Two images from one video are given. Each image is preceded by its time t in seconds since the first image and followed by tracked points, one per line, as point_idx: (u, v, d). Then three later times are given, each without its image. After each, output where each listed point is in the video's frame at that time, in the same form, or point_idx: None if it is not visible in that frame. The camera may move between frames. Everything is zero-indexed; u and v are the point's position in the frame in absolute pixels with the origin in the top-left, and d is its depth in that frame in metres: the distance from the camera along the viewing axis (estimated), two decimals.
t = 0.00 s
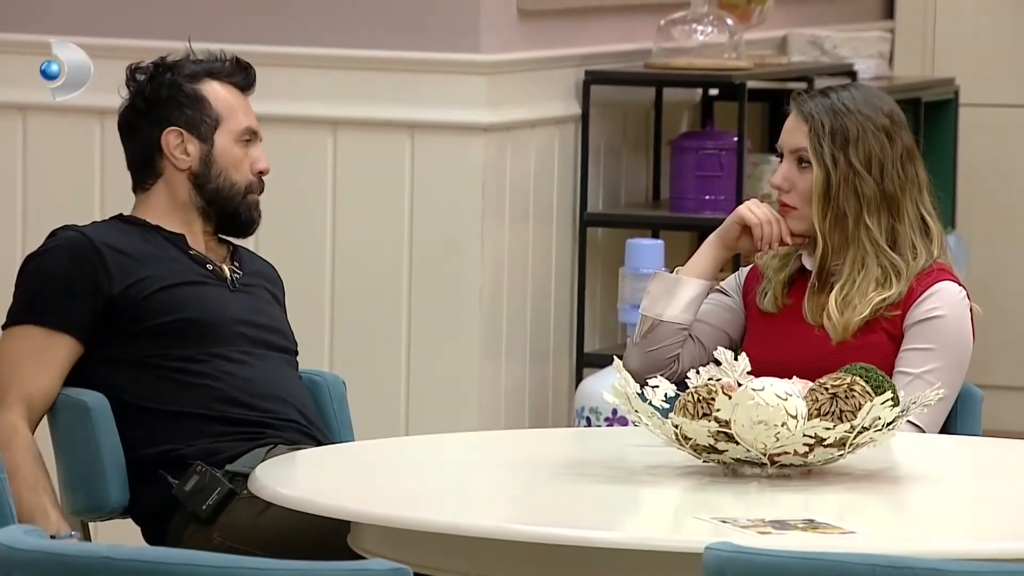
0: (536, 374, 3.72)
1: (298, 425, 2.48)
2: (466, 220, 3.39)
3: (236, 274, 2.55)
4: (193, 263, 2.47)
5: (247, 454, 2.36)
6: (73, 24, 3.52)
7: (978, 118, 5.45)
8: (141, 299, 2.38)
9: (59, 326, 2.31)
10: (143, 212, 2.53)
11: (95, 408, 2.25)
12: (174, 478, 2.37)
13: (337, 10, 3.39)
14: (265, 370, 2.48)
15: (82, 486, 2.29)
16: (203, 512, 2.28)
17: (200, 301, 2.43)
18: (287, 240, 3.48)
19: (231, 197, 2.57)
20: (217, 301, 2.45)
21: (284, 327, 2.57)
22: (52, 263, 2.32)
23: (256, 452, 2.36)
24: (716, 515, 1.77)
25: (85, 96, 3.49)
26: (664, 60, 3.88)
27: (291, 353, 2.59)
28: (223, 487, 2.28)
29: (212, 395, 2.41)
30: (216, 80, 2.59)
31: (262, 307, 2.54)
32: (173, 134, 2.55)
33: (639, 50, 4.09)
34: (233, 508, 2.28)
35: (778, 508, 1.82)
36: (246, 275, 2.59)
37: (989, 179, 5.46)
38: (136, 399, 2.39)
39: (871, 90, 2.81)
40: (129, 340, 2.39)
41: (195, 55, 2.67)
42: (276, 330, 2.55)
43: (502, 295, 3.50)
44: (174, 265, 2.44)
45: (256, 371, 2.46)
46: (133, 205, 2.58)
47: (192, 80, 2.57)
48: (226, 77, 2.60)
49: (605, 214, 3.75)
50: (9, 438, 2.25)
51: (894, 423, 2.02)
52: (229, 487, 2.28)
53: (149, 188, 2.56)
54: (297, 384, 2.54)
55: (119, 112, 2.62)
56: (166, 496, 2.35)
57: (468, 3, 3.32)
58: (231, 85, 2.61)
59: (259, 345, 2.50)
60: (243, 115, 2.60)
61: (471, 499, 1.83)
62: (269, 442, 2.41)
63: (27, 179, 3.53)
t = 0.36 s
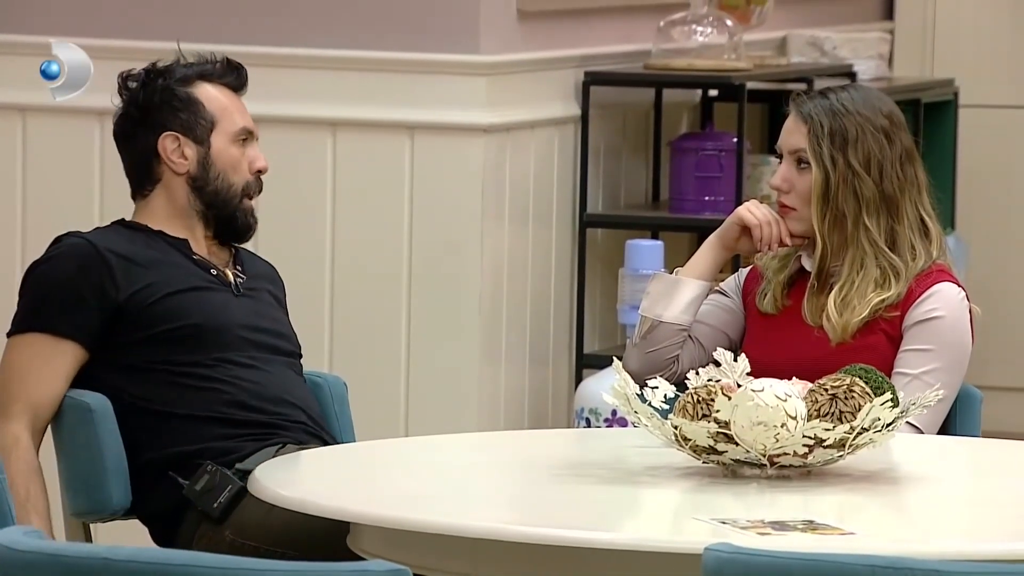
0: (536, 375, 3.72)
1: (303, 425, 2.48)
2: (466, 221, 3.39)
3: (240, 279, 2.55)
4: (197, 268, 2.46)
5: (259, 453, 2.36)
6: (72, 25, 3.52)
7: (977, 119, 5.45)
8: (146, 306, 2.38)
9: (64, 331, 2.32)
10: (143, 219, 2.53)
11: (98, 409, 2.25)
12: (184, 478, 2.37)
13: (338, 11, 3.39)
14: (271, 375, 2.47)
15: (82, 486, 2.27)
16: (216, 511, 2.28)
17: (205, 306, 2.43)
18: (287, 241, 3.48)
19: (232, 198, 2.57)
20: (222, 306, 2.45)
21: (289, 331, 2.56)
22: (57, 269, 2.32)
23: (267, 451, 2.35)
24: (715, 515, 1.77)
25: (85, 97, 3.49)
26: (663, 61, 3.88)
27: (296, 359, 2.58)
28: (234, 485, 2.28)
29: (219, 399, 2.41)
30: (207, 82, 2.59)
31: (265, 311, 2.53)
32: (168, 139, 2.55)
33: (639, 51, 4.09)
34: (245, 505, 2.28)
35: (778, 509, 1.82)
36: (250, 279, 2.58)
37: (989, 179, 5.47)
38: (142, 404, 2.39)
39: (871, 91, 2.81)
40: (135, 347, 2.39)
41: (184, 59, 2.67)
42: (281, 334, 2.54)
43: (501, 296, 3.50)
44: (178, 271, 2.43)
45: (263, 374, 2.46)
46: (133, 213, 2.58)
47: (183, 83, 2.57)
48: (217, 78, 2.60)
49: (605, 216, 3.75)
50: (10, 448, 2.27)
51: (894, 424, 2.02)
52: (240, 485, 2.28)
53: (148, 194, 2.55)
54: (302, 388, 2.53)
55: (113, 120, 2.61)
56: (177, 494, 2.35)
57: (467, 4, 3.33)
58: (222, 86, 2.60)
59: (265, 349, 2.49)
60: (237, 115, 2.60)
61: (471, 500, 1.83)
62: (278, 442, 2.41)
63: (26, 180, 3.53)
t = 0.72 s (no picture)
0: (536, 376, 3.72)
1: (303, 435, 2.47)
2: (466, 222, 3.39)
3: (243, 280, 2.55)
4: (200, 268, 2.46)
5: (245, 467, 2.36)
6: (72, 24, 3.52)
7: (977, 119, 5.45)
8: (148, 307, 2.38)
9: (67, 332, 2.31)
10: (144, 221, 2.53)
11: (98, 410, 2.25)
12: (170, 495, 2.37)
13: (338, 11, 3.39)
14: (273, 377, 2.47)
15: (82, 486, 2.27)
16: (200, 527, 2.28)
17: (207, 308, 2.43)
18: (287, 241, 3.48)
19: (229, 203, 2.56)
20: (224, 309, 2.45)
21: (290, 334, 2.56)
22: (62, 268, 2.32)
23: (253, 465, 2.35)
24: (714, 516, 1.77)
25: (85, 97, 3.48)
26: (663, 62, 3.88)
27: (297, 363, 2.57)
28: (217, 501, 2.28)
29: (214, 405, 2.41)
30: (204, 83, 2.56)
31: (267, 313, 2.53)
32: (163, 145, 2.54)
33: (639, 51, 4.09)
34: (228, 520, 2.28)
35: (777, 510, 1.82)
36: (252, 282, 2.59)
37: (989, 179, 5.47)
38: (140, 405, 2.39)
39: (870, 91, 2.82)
40: (135, 348, 2.39)
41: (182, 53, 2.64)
42: (282, 337, 2.53)
43: (501, 297, 3.50)
44: (181, 273, 2.43)
45: (262, 378, 2.45)
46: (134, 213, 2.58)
47: (179, 86, 2.55)
48: (214, 79, 2.57)
49: (605, 216, 3.75)
50: (6, 450, 2.27)
51: (894, 425, 2.02)
52: (223, 500, 2.28)
53: (146, 199, 2.55)
54: (303, 390, 2.53)
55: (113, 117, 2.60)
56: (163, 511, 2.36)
57: (467, 4, 3.33)
58: (220, 86, 2.58)
59: (266, 353, 2.49)
60: (234, 117, 2.58)
61: (470, 500, 1.83)
62: (268, 451, 2.40)
63: (26, 180, 3.52)
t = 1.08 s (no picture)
0: (538, 375, 3.72)
1: (304, 432, 2.47)
2: (468, 221, 3.39)
3: (243, 284, 2.54)
4: (202, 272, 2.45)
5: (247, 465, 2.36)
6: (74, 24, 3.52)
7: (979, 119, 5.46)
8: (149, 311, 2.38)
9: (69, 333, 2.31)
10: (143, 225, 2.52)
11: (100, 410, 2.25)
12: (173, 491, 2.37)
13: (339, 10, 3.40)
14: (272, 381, 2.47)
15: (86, 486, 2.27)
16: (204, 524, 2.28)
17: (208, 311, 2.43)
18: (288, 241, 3.48)
19: (226, 212, 2.53)
20: (224, 311, 2.45)
21: (290, 338, 2.55)
22: (64, 270, 2.31)
23: (257, 462, 2.36)
24: (717, 516, 1.77)
25: (86, 97, 3.49)
26: (666, 62, 3.88)
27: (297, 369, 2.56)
28: (222, 498, 2.28)
29: (217, 405, 2.41)
30: (203, 91, 2.54)
31: (266, 316, 2.53)
32: (161, 154, 2.53)
33: (640, 51, 4.09)
34: (232, 518, 2.28)
35: (780, 510, 1.82)
36: (252, 284, 2.58)
37: (991, 180, 5.47)
38: (140, 407, 2.39)
39: (873, 91, 2.82)
40: (136, 351, 2.39)
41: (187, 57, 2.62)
42: (282, 342, 2.53)
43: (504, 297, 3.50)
44: (180, 275, 2.42)
45: (263, 381, 2.45)
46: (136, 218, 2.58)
47: (177, 95, 2.53)
48: (213, 87, 2.55)
49: (608, 216, 3.75)
50: (12, 452, 2.28)
51: (896, 425, 2.02)
52: (228, 498, 2.28)
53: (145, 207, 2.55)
54: (303, 394, 2.53)
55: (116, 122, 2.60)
56: (167, 505, 2.36)
57: (469, 4, 3.33)
58: (219, 94, 2.55)
59: (267, 357, 2.48)
60: (233, 125, 2.55)
61: (472, 500, 1.83)
62: (270, 449, 2.41)
63: (28, 180, 3.53)
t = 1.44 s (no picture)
0: (539, 375, 3.72)
1: (308, 424, 2.49)
2: (469, 221, 3.38)
3: (232, 280, 2.54)
4: (192, 272, 2.44)
5: (254, 454, 2.36)
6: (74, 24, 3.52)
7: (980, 119, 5.46)
8: (145, 317, 2.37)
9: (66, 342, 2.30)
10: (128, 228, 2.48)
11: (101, 408, 2.25)
12: (180, 478, 2.37)
13: (340, 11, 3.40)
14: (272, 376, 2.47)
15: (87, 487, 2.27)
16: (211, 510, 2.28)
17: (204, 314, 2.42)
18: (289, 242, 3.48)
19: (213, 220, 2.49)
20: (220, 311, 2.44)
21: (279, 330, 2.55)
22: (58, 278, 2.30)
23: (263, 450, 2.36)
24: (717, 515, 1.78)
25: (86, 97, 3.49)
26: (667, 61, 3.89)
27: (288, 361, 2.55)
28: (230, 484, 2.28)
29: (227, 397, 2.41)
30: (193, 98, 2.50)
31: (257, 312, 2.53)
32: (147, 159, 2.48)
33: (641, 51, 4.09)
34: (239, 506, 2.28)
35: (780, 510, 1.82)
36: (240, 279, 2.57)
37: (992, 180, 5.47)
38: (140, 409, 2.39)
39: (873, 91, 2.82)
40: (135, 355, 2.39)
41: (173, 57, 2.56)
42: (274, 334, 2.53)
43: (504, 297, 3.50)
44: (173, 278, 2.41)
45: (263, 379, 2.46)
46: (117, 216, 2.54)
47: (165, 100, 2.48)
48: (200, 94, 2.50)
49: (608, 216, 3.75)
50: (17, 463, 2.25)
51: (897, 425, 2.02)
52: (236, 485, 2.29)
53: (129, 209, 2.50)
54: (299, 389, 2.52)
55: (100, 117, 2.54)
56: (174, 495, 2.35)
57: (470, 4, 3.33)
58: (208, 101, 2.51)
59: (264, 353, 2.49)
60: (220, 133, 2.52)
61: (472, 500, 1.83)
62: (277, 439, 2.41)
63: (28, 179, 3.53)
